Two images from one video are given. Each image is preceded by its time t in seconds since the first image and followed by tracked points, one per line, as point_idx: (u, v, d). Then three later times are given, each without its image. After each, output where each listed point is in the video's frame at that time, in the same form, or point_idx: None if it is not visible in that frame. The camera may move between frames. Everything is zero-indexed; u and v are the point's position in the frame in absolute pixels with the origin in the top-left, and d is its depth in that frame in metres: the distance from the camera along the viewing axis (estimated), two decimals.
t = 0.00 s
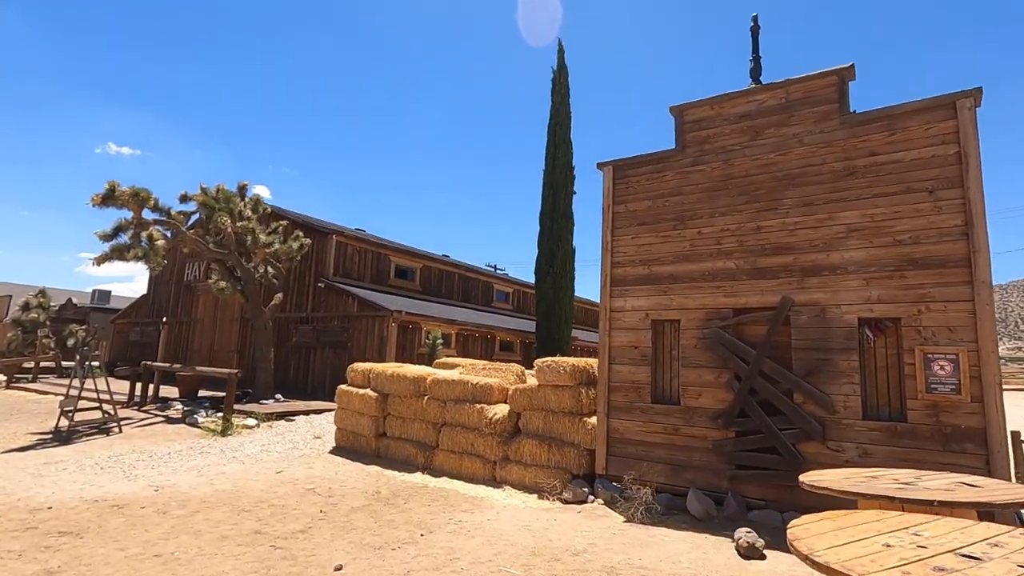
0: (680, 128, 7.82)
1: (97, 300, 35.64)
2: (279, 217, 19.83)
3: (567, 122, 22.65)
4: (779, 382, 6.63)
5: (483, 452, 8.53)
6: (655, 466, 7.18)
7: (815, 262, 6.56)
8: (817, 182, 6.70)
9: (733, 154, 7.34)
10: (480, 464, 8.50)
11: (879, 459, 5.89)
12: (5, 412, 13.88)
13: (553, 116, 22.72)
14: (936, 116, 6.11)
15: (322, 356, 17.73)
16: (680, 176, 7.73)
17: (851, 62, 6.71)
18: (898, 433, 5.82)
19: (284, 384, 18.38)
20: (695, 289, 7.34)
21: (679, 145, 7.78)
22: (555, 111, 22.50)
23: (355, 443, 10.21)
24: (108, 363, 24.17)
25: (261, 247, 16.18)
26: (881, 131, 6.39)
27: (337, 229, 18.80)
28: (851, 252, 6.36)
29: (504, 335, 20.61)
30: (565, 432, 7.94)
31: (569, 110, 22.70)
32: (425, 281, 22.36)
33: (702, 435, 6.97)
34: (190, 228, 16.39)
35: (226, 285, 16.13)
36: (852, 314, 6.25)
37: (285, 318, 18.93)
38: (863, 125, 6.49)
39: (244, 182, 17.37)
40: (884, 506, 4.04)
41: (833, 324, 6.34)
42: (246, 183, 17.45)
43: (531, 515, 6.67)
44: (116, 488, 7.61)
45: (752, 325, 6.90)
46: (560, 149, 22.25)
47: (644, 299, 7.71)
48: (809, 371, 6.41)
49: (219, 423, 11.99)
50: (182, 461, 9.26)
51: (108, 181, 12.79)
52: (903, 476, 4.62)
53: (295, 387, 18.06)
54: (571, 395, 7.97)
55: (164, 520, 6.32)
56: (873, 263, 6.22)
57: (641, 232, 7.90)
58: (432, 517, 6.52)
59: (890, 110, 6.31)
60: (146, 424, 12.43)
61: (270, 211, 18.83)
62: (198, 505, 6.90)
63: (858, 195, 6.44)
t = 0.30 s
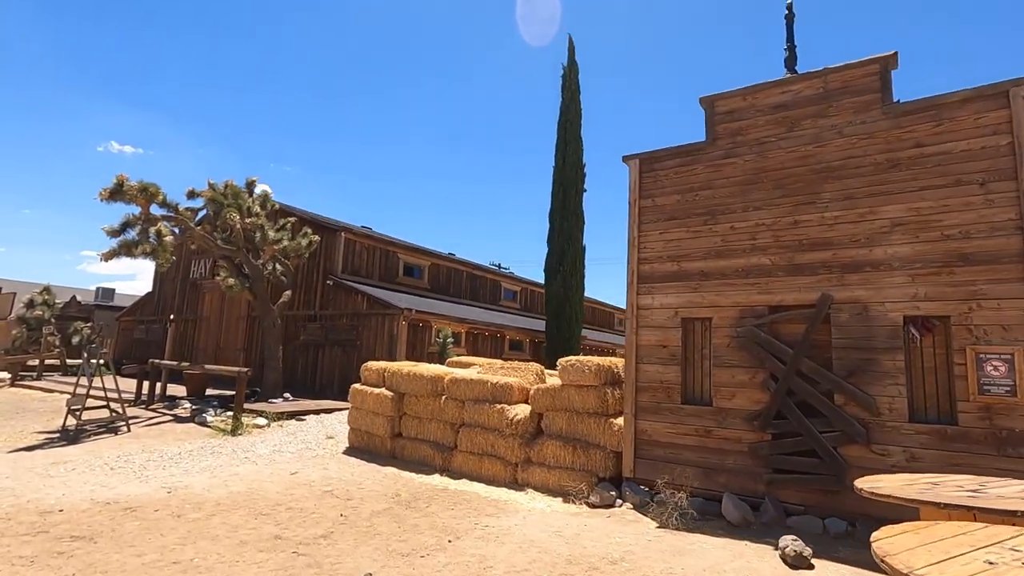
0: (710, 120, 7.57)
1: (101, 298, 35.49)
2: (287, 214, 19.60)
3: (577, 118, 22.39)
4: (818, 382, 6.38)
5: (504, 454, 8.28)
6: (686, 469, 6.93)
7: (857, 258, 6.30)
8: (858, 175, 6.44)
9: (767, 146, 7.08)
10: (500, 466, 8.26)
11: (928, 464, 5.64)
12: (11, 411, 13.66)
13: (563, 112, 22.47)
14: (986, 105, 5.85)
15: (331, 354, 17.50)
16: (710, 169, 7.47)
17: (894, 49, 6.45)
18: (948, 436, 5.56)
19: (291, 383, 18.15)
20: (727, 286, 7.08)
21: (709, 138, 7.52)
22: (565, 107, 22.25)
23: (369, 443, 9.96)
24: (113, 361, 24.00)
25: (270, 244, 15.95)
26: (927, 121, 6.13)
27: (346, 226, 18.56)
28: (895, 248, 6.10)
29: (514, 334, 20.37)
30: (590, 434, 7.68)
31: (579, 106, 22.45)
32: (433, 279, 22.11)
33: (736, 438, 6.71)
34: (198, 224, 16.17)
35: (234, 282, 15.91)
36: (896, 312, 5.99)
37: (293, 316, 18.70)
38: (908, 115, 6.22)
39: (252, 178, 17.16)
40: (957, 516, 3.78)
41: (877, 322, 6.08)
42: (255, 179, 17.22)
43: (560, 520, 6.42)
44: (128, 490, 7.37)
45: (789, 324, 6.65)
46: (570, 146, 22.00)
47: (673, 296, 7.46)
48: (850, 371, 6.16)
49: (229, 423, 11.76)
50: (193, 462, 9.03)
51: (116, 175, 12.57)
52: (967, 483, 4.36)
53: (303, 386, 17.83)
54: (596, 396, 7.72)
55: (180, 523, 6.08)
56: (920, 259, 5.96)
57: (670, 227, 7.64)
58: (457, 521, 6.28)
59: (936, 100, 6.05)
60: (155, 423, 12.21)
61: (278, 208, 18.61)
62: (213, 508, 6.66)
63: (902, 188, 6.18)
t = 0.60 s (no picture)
0: (739, 109, 7.29)
1: (103, 296, 35.23)
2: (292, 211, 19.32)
3: (585, 114, 22.10)
4: (857, 381, 6.10)
5: (523, 455, 8.00)
6: (717, 472, 6.66)
7: (899, 251, 6.02)
8: (899, 164, 6.15)
9: (801, 135, 6.80)
10: (520, 468, 7.98)
11: (979, 467, 5.36)
12: (14, 410, 13.40)
13: (571, 108, 22.17)
14: None
15: (337, 353, 17.23)
16: (740, 159, 7.18)
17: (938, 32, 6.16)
18: (1001, 438, 5.29)
19: (297, 382, 17.89)
20: (759, 281, 6.80)
21: (738, 127, 7.23)
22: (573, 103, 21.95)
23: (381, 444, 9.69)
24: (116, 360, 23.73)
25: (276, 240, 15.67)
26: (973, 107, 5.85)
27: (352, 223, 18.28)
28: (940, 240, 5.82)
29: (521, 332, 20.09)
30: (614, 435, 7.39)
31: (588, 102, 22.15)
32: (439, 277, 21.83)
33: (770, 439, 6.43)
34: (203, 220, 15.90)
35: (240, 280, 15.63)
36: (943, 307, 5.71)
37: (298, 314, 18.44)
38: (954, 101, 5.94)
39: (257, 174, 16.89)
40: None
41: (922, 318, 5.80)
42: (260, 175, 16.95)
43: (589, 525, 6.14)
44: (135, 493, 7.10)
45: (826, 320, 6.36)
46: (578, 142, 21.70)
47: (702, 292, 7.18)
48: (893, 369, 5.87)
49: (237, 423, 11.48)
50: (201, 463, 8.76)
51: (120, 170, 12.29)
52: None
53: (309, 385, 17.56)
54: (620, 396, 7.43)
55: (191, 529, 5.81)
56: (968, 251, 5.68)
57: (697, 220, 7.36)
58: (481, 526, 6.00)
59: (984, 85, 5.77)
60: (160, 423, 11.94)
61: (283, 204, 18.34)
62: (225, 512, 6.39)
63: (947, 178, 5.90)
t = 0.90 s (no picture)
0: (771, 98, 6.96)
1: (105, 296, 34.97)
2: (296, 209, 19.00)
3: (594, 110, 21.78)
4: (902, 383, 5.77)
5: (544, 460, 7.68)
6: (752, 478, 6.35)
7: (947, 246, 5.71)
8: (947, 155, 5.83)
9: (838, 125, 6.48)
10: (540, 473, 7.66)
11: None
12: (14, 413, 13.09)
13: (579, 105, 21.85)
14: None
15: (343, 354, 16.93)
16: (772, 151, 6.87)
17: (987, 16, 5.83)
18: None
19: (303, 384, 17.58)
20: (794, 278, 6.48)
21: (770, 117, 6.91)
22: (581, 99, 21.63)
23: (393, 448, 9.37)
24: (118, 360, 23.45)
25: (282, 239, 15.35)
26: None
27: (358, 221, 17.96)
28: (992, 234, 5.50)
29: (530, 332, 19.77)
30: (640, 439, 7.08)
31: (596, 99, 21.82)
32: (446, 276, 21.52)
33: (809, 445, 6.10)
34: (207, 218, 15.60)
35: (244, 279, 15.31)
36: (997, 306, 5.38)
37: (304, 314, 18.14)
38: (1005, 88, 5.62)
39: (262, 171, 16.59)
40: None
41: (973, 317, 5.48)
42: (265, 172, 16.65)
43: (620, 536, 5.83)
44: (140, 501, 6.79)
45: (868, 319, 6.04)
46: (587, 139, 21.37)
47: (733, 290, 6.86)
48: (943, 371, 5.55)
49: (243, 425, 11.18)
50: (208, 468, 8.45)
51: (123, 166, 11.98)
52: None
53: (316, 387, 17.22)
54: (646, 398, 7.11)
55: (200, 541, 5.49)
56: (1022, 246, 5.36)
57: (728, 215, 7.04)
58: (507, 538, 5.68)
59: None
60: (164, 426, 11.63)
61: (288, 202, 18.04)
62: (235, 522, 6.07)
63: (998, 169, 5.58)
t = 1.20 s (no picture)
0: (807, 87, 6.69)
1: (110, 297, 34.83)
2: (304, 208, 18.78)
3: (604, 108, 21.53)
4: (954, 384, 5.50)
5: (569, 464, 7.42)
6: (792, 483, 6.08)
7: (1001, 240, 5.44)
8: (999, 144, 5.56)
9: (880, 115, 6.21)
10: (565, 477, 7.40)
11: None
12: (22, 414, 12.88)
13: (589, 102, 21.60)
14: None
15: (353, 354, 16.70)
16: (809, 142, 6.60)
17: None
18: None
19: (312, 385, 17.35)
20: (834, 275, 6.21)
21: (806, 107, 6.65)
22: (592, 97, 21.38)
23: (411, 451, 9.12)
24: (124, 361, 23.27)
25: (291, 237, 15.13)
26: None
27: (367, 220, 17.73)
28: None
29: (541, 332, 19.52)
30: (672, 442, 6.81)
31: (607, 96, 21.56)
32: (455, 276, 21.28)
33: (854, 448, 5.83)
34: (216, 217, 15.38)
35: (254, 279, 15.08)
36: None
37: (313, 314, 17.92)
38: None
39: (270, 170, 16.38)
40: None
41: None
42: (273, 170, 16.44)
43: (657, 544, 5.57)
44: (155, 506, 6.55)
45: (915, 316, 5.77)
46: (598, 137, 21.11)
47: (769, 286, 6.59)
48: (998, 371, 5.28)
49: (255, 427, 10.95)
50: (222, 472, 8.21)
51: (132, 163, 11.76)
52: None
53: (326, 388, 16.98)
54: (677, 400, 6.85)
55: (219, 549, 5.25)
56: None
57: (762, 209, 6.77)
58: (540, 546, 5.42)
59: None
60: (174, 428, 11.41)
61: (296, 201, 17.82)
62: (254, 529, 5.83)
63: None
